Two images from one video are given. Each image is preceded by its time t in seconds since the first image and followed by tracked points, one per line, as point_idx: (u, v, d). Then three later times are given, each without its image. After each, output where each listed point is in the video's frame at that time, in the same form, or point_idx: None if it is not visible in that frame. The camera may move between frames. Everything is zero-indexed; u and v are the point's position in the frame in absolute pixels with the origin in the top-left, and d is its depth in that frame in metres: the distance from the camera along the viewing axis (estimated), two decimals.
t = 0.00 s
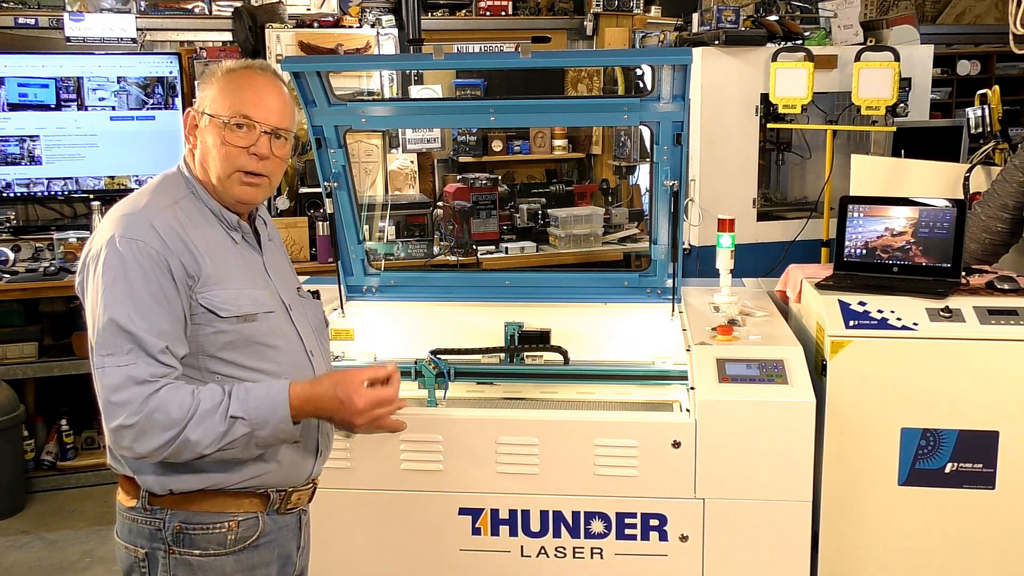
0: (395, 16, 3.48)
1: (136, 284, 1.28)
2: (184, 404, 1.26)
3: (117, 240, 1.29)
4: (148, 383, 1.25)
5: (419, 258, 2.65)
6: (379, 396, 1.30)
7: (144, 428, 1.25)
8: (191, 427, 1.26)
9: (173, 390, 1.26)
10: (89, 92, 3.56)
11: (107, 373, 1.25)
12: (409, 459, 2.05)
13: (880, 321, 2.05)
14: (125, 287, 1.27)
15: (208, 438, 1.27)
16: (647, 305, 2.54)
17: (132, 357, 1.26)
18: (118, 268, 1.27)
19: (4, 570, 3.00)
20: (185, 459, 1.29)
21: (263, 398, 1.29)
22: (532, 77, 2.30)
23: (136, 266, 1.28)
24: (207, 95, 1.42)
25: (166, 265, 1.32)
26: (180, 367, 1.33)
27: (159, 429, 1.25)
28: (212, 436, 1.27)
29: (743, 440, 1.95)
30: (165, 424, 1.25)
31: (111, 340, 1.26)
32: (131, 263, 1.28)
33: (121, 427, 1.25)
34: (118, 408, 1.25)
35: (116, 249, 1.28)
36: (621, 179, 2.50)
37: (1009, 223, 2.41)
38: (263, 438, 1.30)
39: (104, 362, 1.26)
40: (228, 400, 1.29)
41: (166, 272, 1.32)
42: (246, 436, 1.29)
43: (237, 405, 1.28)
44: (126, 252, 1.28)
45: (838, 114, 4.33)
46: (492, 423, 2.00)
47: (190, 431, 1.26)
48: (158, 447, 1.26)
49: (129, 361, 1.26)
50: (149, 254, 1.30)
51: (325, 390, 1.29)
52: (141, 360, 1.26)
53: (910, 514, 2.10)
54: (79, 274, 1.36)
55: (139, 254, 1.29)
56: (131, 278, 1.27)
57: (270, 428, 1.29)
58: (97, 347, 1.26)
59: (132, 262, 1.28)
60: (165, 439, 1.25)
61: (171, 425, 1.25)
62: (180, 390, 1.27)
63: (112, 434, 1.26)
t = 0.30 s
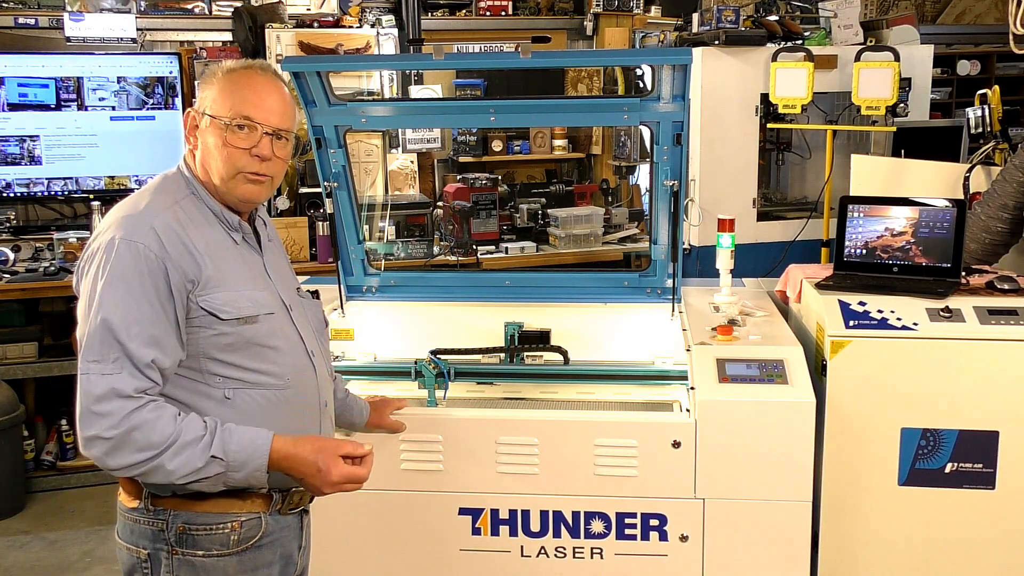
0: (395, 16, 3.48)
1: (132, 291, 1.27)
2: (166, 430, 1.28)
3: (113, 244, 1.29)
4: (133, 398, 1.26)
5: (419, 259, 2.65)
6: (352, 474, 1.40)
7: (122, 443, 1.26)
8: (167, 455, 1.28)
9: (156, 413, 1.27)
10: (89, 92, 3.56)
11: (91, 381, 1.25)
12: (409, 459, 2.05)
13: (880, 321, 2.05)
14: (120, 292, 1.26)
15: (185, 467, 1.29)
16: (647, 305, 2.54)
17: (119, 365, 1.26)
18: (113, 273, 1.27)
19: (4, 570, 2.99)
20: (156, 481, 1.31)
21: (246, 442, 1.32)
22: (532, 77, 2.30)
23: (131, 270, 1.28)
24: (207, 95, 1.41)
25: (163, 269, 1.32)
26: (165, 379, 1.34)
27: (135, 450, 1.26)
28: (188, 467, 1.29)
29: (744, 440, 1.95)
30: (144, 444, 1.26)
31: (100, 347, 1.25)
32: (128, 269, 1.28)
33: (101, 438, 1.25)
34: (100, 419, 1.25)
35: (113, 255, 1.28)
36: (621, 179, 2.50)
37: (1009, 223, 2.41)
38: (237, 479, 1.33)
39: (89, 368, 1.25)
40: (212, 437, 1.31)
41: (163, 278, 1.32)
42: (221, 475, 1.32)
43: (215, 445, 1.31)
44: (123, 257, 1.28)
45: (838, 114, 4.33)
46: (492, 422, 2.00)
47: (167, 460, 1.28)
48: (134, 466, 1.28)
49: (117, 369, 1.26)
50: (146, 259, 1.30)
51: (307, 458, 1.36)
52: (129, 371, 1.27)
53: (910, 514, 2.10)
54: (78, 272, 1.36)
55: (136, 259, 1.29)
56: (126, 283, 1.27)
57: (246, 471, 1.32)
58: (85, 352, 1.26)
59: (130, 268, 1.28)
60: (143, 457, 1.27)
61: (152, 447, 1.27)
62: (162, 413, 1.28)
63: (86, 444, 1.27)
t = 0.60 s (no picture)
0: (395, 16, 3.48)
1: (131, 289, 1.27)
2: (166, 405, 1.27)
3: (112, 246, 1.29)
4: (134, 390, 1.26)
5: (419, 258, 2.65)
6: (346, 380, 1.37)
7: (124, 435, 1.25)
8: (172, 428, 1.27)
9: (157, 395, 1.27)
10: (89, 92, 3.56)
11: (91, 380, 1.25)
12: (409, 459, 2.05)
13: (880, 321, 2.04)
14: (120, 291, 1.26)
15: (191, 439, 1.28)
16: (647, 305, 2.54)
17: (119, 364, 1.26)
18: (110, 272, 1.27)
19: (4, 570, 2.99)
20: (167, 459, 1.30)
21: (247, 393, 1.31)
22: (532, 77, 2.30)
23: (130, 271, 1.28)
24: (204, 97, 1.41)
25: (162, 270, 1.32)
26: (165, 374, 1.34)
27: (141, 432, 1.26)
28: (195, 433, 1.28)
29: (745, 440, 1.95)
30: (148, 427, 1.26)
31: (100, 346, 1.25)
32: (127, 268, 1.28)
33: (105, 433, 1.25)
34: (102, 415, 1.25)
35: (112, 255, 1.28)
36: (621, 179, 2.50)
37: (1009, 223, 2.41)
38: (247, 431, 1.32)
39: (88, 368, 1.25)
40: (211, 397, 1.31)
41: (161, 276, 1.32)
42: (231, 431, 1.31)
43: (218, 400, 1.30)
44: (121, 258, 1.28)
45: (838, 114, 4.33)
46: (491, 423, 2.00)
47: (173, 433, 1.27)
48: (142, 449, 1.26)
49: (117, 367, 1.26)
50: (145, 259, 1.30)
51: (313, 380, 1.34)
52: (127, 367, 1.27)
53: (910, 514, 2.10)
54: (76, 276, 1.36)
55: (135, 259, 1.29)
56: (125, 284, 1.27)
57: (254, 422, 1.31)
58: (82, 352, 1.25)
59: (128, 267, 1.28)
60: (147, 443, 1.26)
61: (155, 428, 1.26)
62: (164, 394, 1.28)
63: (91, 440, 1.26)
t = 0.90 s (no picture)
0: (395, 16, 3.48)
1: (136, 280, 1.27)
2: (199, 378, 1.25)
3: (116, 240, 1.28)
4: (162, 369, 1.25)
5: (419, 258, 2.65)
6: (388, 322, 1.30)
7: (161, 414, 1.23)
8: (209, 399, 1.24)
9: (187, 370, 1.25)
10: (89, 92, 3.57)
11: (121, 365, 1.24)
12: (409, 459, 2.05)
13: (880, 321, 2.05)
14: (124, 282, 1.26)
15: (232, 408, 1.25)
16: (647, 305, 2.54)
17: (141, 349, 1.26)
18: (116, 264, 1.27)
19: (4, 570, 3.00)
20: (207, 437, 1.27)
21: (280, 356, 1.28)
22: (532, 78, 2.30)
23: (134, 264, 1.28)
24: (193, 95, 1.41)
25: (166, 263, 1.32)
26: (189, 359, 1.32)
27: (182, 408, 1.23)
28: (235, 403, 1.25)
29: (745, 440, 1.95)
30: (185, 402, 1.24)
31: (116, 337, 1.25)
32: (131, 259, 1.28)
33: (141, 416, 1.23)
34: (134, 398, 1.23)
35: (113, 248, 1.27)
36: (621, 179, 2.50)
37: (1009, 223, 2.41)
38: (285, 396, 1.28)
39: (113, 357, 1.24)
40: (244, 365, 1.28)
41: (164, 267, 1.32)
42: (268, 398, 1.27)
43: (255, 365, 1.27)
44: (125, 250, 1.28)
45: (838, 114, 4.33)
46: (491, 423, 2.00)
47: (211, 404, 1.24)
48: (182, 424, 1.24)
49: (138, 353, 1.25)
50: (148, 252, 1.30)
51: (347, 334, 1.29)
52: (152, 350, 1.26)
53: (911, 514, 2.10)
54: (76, 278, 1.35)
55: (138, 250, 1.29)
56: (131, 276, 1.27)
57: (291, 385, 1.27)
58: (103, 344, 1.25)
59: (132, 259, 1.28)
60: (184, 419, 1.24)
61: (191, 403, 1.24)
62: (194, 369, 1.26)
63: (133, 427, 1.24)
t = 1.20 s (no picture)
0: (395, 16, 3.48)
1: (138, 280, 1.28)
2: (205, 389, 1.28)
3: (119, 241, 1.28)
4: (165, 373, 1.26)
5: (419, 258, 2.65)
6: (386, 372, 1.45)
7: (162, 418, 1.25)
8: (212, 410, 1.28)
9: (190, 379, 1.28)
10: (89, 92, 3.57)
11: (124, 366, 1.25)
12: (409, 459, 2.05)
13: (880, 321, 2.05)
14: (126, 283, 1.27)
15: (233, 423, 1.29)
16: (647, 305, 2.54)
17: (144, 351, 1.26)
18: (119, 264, 1.27)
19: (4, 570, 3.00)
20: (203, 447, 1.30)
21: (290, 381, 1.33)
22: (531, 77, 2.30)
23: (136, 264, 1.28)
24: (190, 95, 1.41)
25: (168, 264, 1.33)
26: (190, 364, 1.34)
27: (184, 416, 1.26)
28: (237, 417, 1.29)
29: (745, 439, 1.95)
30: (189, 410, 1.26)
31: (120, 338, 1.25)
32: (134, 260, 1.28)
33: (142, 420, 1.25)
34: (136, 400, 1.24)
35: (114, 248, 1.27)
36: (621, 179, 2.50)
37: (1009, 223, 2.41)
38: (286, 419, 1.33)
39: (115, 358, 1.25)
40: (252, 381, 1.32)
41: (165, 268, 1.32)
42: (270, 417, 1.32)
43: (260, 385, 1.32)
44: (126, 250, 1.28)
45: (837, 114, 4.34)
46: (491, 423, 2.00)
47: (214, 415, 1.28)
48: (183, 431, 1.26)
49: (140, 356, 1.26)
50: (150, 253, 1.30)
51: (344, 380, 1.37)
52: (156, 352, 1.27)
53: (911, 514, 2.10)
54: (75, 276, 1.35)
55: (140, 251, 1.29)
56: (134, 277, 1.27)
57: (295, 409, 1.33)
58: (106, 345, 1.25)
59: (134, 259, 1.28)
60: (185, 426, 1.26)
61: (194, 412, 1.26)
62: (198, 379, 1.28)
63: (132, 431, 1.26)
